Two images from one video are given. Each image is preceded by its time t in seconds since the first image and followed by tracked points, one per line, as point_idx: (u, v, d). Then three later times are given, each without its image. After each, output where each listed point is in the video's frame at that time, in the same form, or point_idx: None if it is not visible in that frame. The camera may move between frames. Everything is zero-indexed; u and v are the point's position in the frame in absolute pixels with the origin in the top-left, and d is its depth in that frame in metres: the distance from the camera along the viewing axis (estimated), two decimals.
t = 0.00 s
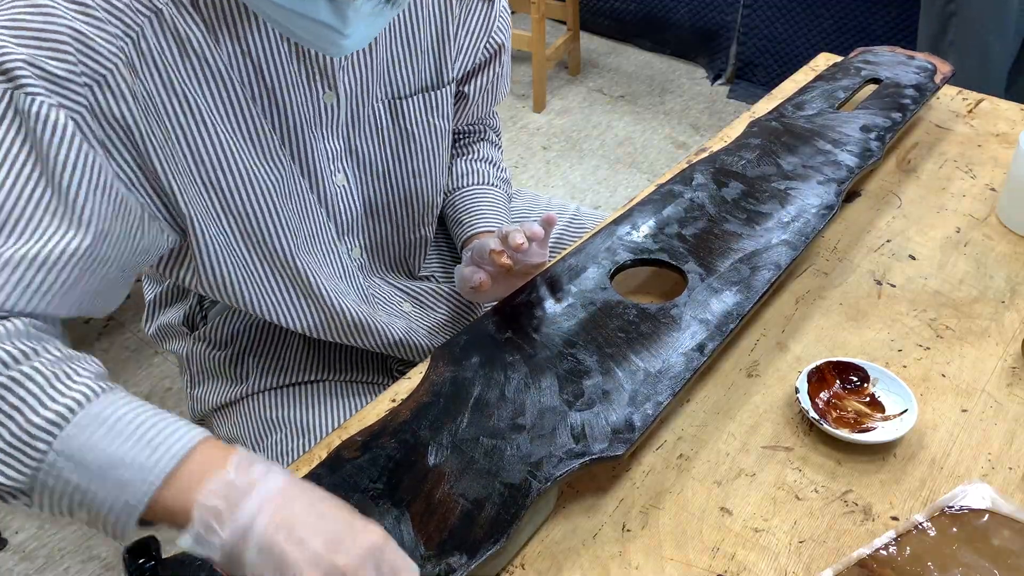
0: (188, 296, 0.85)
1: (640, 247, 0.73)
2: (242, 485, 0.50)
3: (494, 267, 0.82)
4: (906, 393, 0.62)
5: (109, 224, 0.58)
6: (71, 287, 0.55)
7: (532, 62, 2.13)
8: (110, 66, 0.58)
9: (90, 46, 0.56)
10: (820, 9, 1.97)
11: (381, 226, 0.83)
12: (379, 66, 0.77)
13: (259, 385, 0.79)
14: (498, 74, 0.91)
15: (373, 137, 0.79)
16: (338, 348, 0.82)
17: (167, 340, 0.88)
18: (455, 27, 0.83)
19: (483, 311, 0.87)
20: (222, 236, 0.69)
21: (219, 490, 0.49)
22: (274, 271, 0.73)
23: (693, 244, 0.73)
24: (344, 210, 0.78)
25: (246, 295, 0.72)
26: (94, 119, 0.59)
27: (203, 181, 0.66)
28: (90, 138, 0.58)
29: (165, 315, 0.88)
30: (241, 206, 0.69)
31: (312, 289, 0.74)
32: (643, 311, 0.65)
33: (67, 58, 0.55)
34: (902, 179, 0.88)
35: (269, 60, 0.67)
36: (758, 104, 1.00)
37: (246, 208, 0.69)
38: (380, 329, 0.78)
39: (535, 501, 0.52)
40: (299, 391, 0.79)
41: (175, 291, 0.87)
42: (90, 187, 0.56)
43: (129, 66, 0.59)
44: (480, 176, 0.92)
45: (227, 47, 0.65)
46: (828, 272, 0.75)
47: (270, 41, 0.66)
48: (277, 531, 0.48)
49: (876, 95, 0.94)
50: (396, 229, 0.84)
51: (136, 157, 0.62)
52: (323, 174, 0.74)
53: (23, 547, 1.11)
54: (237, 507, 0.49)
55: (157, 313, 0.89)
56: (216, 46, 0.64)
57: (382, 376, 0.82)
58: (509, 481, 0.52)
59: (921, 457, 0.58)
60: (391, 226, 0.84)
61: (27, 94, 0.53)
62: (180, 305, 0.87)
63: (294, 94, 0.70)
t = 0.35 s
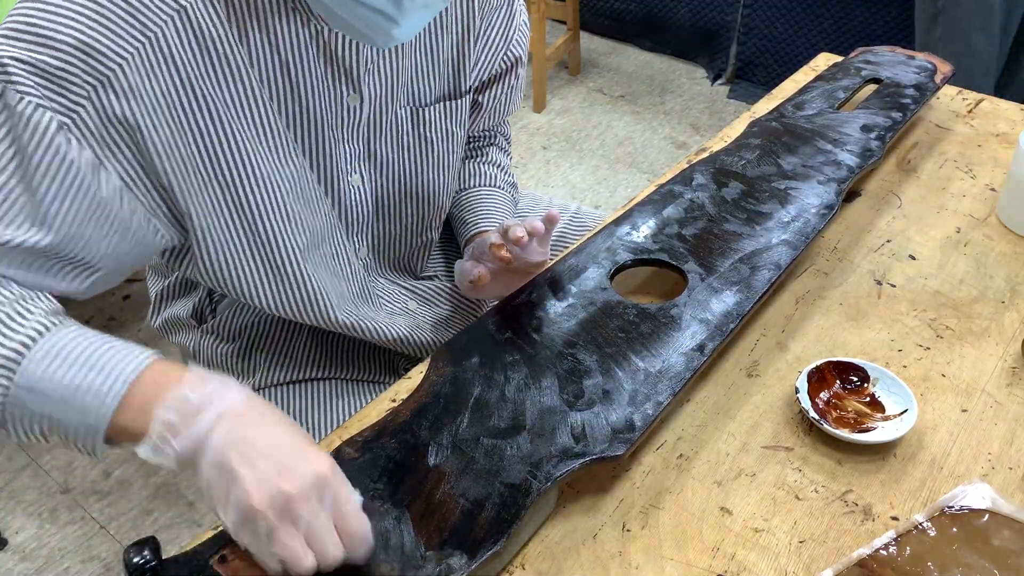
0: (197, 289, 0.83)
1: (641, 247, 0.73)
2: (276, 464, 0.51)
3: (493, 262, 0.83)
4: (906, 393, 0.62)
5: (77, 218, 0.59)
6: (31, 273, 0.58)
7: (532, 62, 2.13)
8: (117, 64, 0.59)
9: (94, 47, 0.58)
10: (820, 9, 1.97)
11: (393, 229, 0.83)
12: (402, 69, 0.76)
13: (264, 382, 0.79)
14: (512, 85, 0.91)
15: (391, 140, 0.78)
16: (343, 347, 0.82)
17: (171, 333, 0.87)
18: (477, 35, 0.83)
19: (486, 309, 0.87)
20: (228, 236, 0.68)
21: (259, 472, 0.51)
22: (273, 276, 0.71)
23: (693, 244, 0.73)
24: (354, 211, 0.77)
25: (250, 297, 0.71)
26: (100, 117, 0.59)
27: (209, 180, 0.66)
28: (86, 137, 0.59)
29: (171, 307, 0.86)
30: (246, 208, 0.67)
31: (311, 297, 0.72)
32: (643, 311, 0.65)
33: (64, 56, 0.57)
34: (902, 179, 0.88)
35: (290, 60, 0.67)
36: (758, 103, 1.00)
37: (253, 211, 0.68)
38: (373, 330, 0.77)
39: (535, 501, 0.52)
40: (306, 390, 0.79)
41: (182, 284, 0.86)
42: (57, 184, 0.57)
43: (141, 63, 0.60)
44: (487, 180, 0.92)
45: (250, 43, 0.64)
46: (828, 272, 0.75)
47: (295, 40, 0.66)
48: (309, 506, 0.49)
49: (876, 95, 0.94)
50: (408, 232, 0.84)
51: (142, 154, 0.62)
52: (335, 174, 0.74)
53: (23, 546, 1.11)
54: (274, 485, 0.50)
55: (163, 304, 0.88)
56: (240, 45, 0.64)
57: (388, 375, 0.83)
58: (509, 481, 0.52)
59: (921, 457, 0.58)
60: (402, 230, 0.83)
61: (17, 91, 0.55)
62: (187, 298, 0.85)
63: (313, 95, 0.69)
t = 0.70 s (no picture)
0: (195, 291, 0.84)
1: (641, 248, 0.73)
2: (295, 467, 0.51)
3: (496, 258, 0.82)
4: (906, 393, 0.62)
5: (169, 213, 0.58)
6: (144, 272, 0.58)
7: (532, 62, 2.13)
8: (175, 58, 0.58)
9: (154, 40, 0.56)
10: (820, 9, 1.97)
11: (412, 224, 0.83)
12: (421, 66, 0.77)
13: (264, 381, 0.79)
14: (515, 83, 0.91)
15: (413, 135, 0.78)
16: (343, 346, 0.83)
17: (171, 335, 0.88)
18: (485, 29, 0.83)
19: (487, 307, 0.87)
20: (270, 229, 0.69)
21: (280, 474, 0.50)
22: (308, 265, 0.72)
23: (693, 244, 0.73)
24: (377, 205, 0.78)
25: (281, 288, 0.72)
26: (161, 112, 0.59)
27: (254, 173, 0.66)
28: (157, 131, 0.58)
29: (171, 310, 0.88)
30: (288, 200, 0.68)
31: (345, 285, 0.74)
32: (643, 311, 0.65)
33: (129, 50, 0.55)
34: (902, 179, 0.88)
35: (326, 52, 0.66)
36: (758, 103, 1.00)
37: (291, 203, 0.68)
38: (392, 324, 0.78)
39: (535, 501, 0.52)
40: (306, 390, 0.79)
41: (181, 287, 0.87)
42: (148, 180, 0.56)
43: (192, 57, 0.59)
44: (486, 181, 0.92)
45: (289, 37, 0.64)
46: (828, 272, 0.75)
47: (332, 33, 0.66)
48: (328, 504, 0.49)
49: (876, 95, 0.94)
50: (423, 228, 0.84)
51: (198, 149, 0.62)
52: (363, 168, 0.74)
53: (23, 546, 1.11)
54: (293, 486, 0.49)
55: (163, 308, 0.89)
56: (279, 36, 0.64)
57: (385, 375, 0.83)
58: (509, 481, 0.52)
59: (921, 457, 0.58)
60: (419, 225, 0.84)
61: (90, 90, 0.54)
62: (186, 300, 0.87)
63: (346, 88, 0.69)
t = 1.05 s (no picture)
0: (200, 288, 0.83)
1: (641, 248, 0.73)
2: (308, 459, 0.49)
3: (495, 258, 0.82)
4: (906, 393, 0.62)
5: (136, 216, 0.58)
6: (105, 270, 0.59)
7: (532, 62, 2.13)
8: (157, 60, 0.58)
9: (135, 43, 0.57)
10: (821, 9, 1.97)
11: (410, 226, 0.83)
12: (417, 65, 0.76)
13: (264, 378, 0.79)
14: (520, 87, 0.91)
15: (411, 137, 0.78)
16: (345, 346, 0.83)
17: (172, 334, 0.87)
18: (490, 31, 0.83)
19: (487, 308, 0.87)
20: (263, 232, 0.69)
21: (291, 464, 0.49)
22: (303, 269, 0.72)
23: (693, 244, 0.73)
24: (373, 205, 0.77)
25: (274, 291, 0.72)
26: (145, 114, 0.59)
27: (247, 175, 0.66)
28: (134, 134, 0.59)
29: (175, 306, 0.86)
30: (284, 202, 0.68)
31: (341, 288, 0.74)
32: (643, 311, 0.65)
33: (109, 53, 0.56)
34: (902, 179, 0.88)
35: (321, 55, 0.66)
36: (758, 103, 1.00)
37: (286, 206, 0.68)
38: (389, 325, 0.78)
39: (535, 501, 0.52)
40: (307, 387, 0.79)
41: (184, 284, 0.86)
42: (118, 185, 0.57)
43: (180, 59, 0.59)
44: (488, 181, 0.92)
45: (278, 36, 0.64)
46: (828, 272, 0.75)
47: (328, 36, 0.66)
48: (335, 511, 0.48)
49: (876, 95, 0.94)
50: (420, 230, 0.84)
51: (184, 152, 0.62)
52: (357, 168, 0.74)
53: (23, 547, 1.11)
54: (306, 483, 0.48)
55: (167, 303, 0.88)
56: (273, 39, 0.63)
57: (388, 375, 0.83)
58: (509, 481, 0.52)
59: (921, 457, 0.58)
60: (418, 227, 0.84)
61: (62, 92, 0.55)
62: (191, 297, 0.86)
63: (341, 90, 0.69)
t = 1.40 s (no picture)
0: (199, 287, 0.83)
1: (641, 248, 0.73)
2: (326, 515, 0.48)
3: (495, 258, 0.82)
4: (906, 393, 0.62)
5: (140, 204, 0.58)
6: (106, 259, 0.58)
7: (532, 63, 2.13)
8: (162, 50, 0.58)
9: (141, 32, 0.57)
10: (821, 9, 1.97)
11: (409, 223, 0.83)
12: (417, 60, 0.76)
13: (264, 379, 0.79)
14: (517, 82, 0.92)
15: (411, 133, 0.78)
16: (344, 346, 0.83)
17: (173, 333, 0.87)
18: (485, 28, 0.84)
19: (486, 308, 0.87)
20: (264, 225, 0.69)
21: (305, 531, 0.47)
22: (306, 263, 0.72)
23: (693, 244, 0.73)
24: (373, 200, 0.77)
25: (272, 285, 0.72)
26: (151, 104, 0.59)
27: (248, 167, 0.66)
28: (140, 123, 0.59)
29: (174, 306, 0.86)
30: (287, 195, 0.68)
31: (343, 282, 0.74)
32: (643, 311, 0.65)
33: (116, 41, 0.56)
34: (902, 179, 0.88)
35: (323, 48, 0.67)
36: (758, 103, 1.00)
37: (288, 199, 0.68)
38: (388, 321, 0.78)
39: (535, 501, 0.52)
40: (307, 388, 0.78)
41: (188, 282, 0.86)
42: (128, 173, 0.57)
43: (185, 50, 0.59)
44: (488, 180, 0.92)
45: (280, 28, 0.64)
46: (828, 272, 0.75)
47: (330, 29, 0.66)
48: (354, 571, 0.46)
49: (876, 95, 0.94)
50: (419, 226, 0.84)
51: (188, 143, 0.62)
52: (357, 162, 0.74)
53: (23, 547, 1.11)
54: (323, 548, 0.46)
55: (165, 303, 0.88)
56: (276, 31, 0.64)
57: (387, 375, 0.83)
58: (509, 481, 0.52)
59: (921, 457, 0.58)
60: (417, 224, 0.84)
61: (71, 79, 0.54)
62: (189, 296, 0.86)
63: (342, 84, 0.70)
